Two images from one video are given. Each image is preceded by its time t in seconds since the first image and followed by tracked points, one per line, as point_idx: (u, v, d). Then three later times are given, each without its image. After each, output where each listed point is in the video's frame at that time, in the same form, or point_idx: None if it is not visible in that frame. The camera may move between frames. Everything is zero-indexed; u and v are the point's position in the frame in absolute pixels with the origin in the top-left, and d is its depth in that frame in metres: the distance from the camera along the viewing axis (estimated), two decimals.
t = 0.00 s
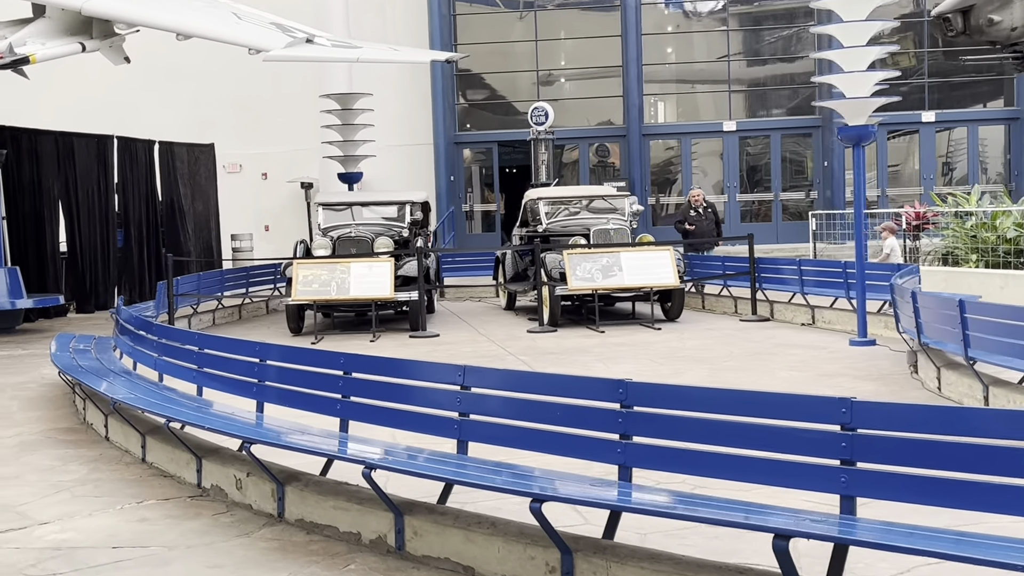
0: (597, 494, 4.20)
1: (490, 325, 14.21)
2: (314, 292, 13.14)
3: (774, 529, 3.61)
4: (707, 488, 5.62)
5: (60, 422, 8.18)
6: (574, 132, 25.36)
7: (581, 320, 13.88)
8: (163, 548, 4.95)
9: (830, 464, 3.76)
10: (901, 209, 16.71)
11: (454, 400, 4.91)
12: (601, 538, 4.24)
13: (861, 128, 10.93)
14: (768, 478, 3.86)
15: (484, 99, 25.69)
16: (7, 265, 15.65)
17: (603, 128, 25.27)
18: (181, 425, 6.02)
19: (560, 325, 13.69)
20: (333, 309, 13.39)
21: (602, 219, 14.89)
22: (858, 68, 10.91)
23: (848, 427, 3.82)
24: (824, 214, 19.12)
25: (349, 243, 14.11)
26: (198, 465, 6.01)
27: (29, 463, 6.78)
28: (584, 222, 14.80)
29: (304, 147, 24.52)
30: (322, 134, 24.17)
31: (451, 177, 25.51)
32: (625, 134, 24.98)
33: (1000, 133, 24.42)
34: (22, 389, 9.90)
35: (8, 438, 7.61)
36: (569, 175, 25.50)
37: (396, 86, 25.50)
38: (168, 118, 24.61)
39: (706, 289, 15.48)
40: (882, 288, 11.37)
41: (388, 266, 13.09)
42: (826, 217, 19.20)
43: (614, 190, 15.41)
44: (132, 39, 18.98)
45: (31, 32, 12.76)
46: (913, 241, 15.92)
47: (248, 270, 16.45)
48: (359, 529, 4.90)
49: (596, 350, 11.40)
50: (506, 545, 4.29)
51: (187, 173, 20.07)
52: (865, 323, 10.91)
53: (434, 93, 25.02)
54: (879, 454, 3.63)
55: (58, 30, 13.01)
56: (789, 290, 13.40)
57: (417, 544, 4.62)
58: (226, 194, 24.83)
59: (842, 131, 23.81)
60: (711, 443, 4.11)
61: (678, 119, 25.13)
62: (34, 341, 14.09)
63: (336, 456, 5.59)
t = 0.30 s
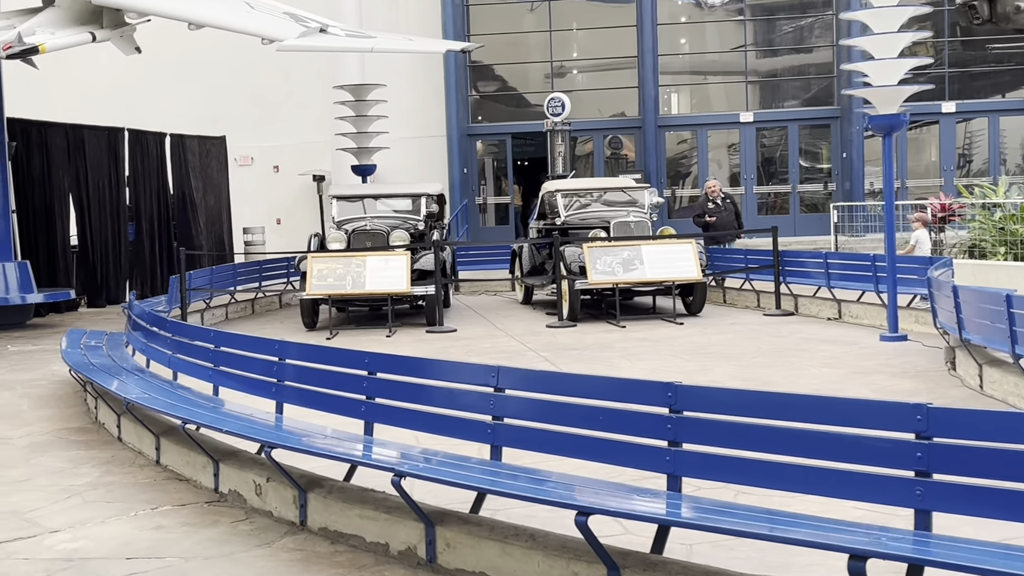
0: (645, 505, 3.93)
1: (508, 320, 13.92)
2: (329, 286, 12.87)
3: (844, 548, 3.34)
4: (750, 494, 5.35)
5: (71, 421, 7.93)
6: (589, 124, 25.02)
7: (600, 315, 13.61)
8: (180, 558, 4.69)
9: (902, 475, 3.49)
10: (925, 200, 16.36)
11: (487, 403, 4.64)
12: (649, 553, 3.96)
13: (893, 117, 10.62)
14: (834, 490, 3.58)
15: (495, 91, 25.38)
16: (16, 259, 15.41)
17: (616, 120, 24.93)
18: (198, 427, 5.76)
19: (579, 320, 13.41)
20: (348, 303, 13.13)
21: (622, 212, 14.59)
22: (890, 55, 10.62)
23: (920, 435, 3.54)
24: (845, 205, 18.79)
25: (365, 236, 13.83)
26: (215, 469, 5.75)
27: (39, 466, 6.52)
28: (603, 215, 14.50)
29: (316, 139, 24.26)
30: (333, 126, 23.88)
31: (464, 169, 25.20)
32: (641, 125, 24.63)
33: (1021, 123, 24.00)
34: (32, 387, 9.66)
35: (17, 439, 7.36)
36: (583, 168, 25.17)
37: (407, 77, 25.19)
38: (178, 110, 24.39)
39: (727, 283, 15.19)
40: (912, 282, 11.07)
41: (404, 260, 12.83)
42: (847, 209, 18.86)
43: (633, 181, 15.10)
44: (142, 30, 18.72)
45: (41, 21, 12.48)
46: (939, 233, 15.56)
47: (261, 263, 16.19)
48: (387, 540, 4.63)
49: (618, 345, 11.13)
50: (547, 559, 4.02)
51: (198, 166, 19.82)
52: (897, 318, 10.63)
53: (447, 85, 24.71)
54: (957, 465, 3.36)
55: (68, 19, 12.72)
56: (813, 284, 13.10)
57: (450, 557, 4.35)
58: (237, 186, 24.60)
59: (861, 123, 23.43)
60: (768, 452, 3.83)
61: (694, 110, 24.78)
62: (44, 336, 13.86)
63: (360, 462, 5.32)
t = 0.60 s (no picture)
0: (703, 524, 3.65)
1: (529, 316, 13.65)
2: (346, 283, 12.62)
3: None
4: (800, 505, 5.08)
5: (84, 424, 7.68)
6: (606, 116, 24.67)
7: (623, 311, 13.32)
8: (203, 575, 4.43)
9: (991, 495, 3.20)
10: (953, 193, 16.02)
11: (528, 410, 4.37)
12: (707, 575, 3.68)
13: (928, 109, 10.30)
14: (914, 510, 3.29)
15: (509, 83, 25.08)
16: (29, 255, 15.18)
17: (633, 112, 24.57)
18: (218, 433, 5.50)
19: (602, 317, 13.14)
20: (366, 300, 12.87)
21: (645, 206, 14.30)
22: (924, 43, 10.30)
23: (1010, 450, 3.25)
24: (869, 198, 18.46)
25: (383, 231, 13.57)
26: (235, 476, 5.50)
27: (52, 473, 6.26)
28: (625, 209, 14.21)
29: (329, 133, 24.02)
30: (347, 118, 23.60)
31: (480, 162, 24.92)
32: (659, 118, 24.28)
33: None
34: (44, 387, 9.42)
35: (30, 443, 7.12)
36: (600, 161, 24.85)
37: (422, 69, 24.89)
38: (191, 103, 24.18)
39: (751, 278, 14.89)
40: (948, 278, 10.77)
41: (423, 255, 12.54)
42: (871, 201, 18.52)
43: (655, 175, 14.80)
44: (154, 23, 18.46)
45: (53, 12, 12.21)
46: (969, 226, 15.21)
47: (276, 259, 15.94)
48: (422, 555, 4.36)
49: (644, 342, 10.85)
50: None
51: (211, 160, 19.57)
52: (933, 315, 10.34)
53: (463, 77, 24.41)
54: None
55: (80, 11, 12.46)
56: (842, 279, 12.81)
57: None
58: (250, 180, 24.38)
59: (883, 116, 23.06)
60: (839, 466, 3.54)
61: (712, 102, 24.42)
62: (57, 334, 13.64)
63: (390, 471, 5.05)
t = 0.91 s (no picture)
0: (764, 540, 3.39)
1: (545, 311, 13.39)
2: (360, 278, 12.37)
3: None
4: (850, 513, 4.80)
5: (94, 425, 7.43)
6: (619, 107, 24.33)
7: (642, 306, 13.06)
8: None
9: None
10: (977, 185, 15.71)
11: (568, 415, 4.11)
12: None
13: (960, 96, 10.00)
14: (997, 526, 3.02)
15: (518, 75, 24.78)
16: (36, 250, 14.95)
17: (646, 104, 24.25)
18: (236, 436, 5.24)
19: (620, 312, 12.87)
20: (379, 295, 12.62)
21: (663, 199, 14.02)
22: (956, 30, 10.04)
23: None
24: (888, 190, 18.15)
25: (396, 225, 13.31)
26: (254, 482, 5.26)
27: (61, 477, 6.01)
28: (643, 202, 13.93)
29: (337, 125, 23.76)
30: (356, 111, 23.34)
31: (490, 155, 24.62)
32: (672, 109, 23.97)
33: None
34: (52, 385, 9.17)
35: (38, 445, 6.86)
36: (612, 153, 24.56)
37: (432, 60, 24.60)
38: (200, 96, 23.96)
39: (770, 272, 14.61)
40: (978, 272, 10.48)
41: (438, 249, 12.28)
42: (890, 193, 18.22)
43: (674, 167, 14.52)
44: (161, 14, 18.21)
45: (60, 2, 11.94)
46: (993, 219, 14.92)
47: (287, 253, 15.69)
48: (455, 569, 4.10)
49: (665, 338, 10.59)
50: None
51: (219, 153, 19.32)
52: (963, 310, 10.06)
53: (473, 69, 24.12)
54: None
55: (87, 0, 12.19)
56: (865, 273, 12.53)
57: None
58: (258, 174, 24.13)
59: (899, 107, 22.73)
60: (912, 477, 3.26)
61: (725, 94, 24.11)
62: (65, 330, 13.40)
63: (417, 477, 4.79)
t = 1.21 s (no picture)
0: (824, 565, 3.08)
1: (552, 305, 13.07)
2: (363, 272, 12.06)
3: None
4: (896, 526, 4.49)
5: (91, 427, 7.12)
6: (624, 98, 23.95)
7: (652, 300, 12.75)
8: None
9: None
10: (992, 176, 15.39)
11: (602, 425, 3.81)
12: None
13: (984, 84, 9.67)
14: None
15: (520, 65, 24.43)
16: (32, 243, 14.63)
17: (652, 94, 23.89)
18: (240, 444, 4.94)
19: (630, 306, 12.56)
20: (382, 289, 12.31)
21: (673, 191, 13.72)
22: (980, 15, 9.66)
23: None
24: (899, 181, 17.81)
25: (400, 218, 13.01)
26: (259, 493, 4.96)
27: (55, 484, 5.70)
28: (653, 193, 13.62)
29: (337, 116, 23.43)
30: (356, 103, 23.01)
31: (493, 146, 24.28)
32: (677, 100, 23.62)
33: None
34: (46, 384, 8.86)
35: (32, 448, 6.55)
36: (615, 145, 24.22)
37: (433, 49, 24.25)
38: (198, 87, 23.64)
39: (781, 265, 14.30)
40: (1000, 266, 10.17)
41: (444, 243, 11.96)
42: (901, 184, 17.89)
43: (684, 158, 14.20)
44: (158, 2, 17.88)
45: None
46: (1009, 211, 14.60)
47: (288, 246, 15.36)
48: None
49: (678, 334, 10.28)
50: None
51: (218, 145, 18.98)
52: (986, 305, 9.75)
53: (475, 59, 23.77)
54: None
55: None
56: (881, 266, 12.22)
57: None
58: (257, 165, 23.80)
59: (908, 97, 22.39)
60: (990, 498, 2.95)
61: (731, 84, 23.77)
62: (62, 325, 13.10)
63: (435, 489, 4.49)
